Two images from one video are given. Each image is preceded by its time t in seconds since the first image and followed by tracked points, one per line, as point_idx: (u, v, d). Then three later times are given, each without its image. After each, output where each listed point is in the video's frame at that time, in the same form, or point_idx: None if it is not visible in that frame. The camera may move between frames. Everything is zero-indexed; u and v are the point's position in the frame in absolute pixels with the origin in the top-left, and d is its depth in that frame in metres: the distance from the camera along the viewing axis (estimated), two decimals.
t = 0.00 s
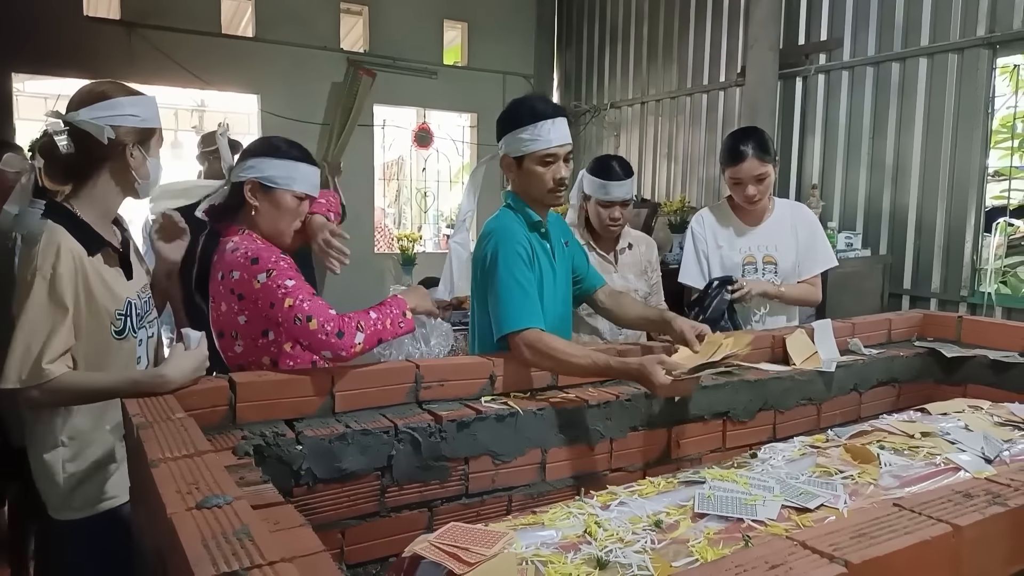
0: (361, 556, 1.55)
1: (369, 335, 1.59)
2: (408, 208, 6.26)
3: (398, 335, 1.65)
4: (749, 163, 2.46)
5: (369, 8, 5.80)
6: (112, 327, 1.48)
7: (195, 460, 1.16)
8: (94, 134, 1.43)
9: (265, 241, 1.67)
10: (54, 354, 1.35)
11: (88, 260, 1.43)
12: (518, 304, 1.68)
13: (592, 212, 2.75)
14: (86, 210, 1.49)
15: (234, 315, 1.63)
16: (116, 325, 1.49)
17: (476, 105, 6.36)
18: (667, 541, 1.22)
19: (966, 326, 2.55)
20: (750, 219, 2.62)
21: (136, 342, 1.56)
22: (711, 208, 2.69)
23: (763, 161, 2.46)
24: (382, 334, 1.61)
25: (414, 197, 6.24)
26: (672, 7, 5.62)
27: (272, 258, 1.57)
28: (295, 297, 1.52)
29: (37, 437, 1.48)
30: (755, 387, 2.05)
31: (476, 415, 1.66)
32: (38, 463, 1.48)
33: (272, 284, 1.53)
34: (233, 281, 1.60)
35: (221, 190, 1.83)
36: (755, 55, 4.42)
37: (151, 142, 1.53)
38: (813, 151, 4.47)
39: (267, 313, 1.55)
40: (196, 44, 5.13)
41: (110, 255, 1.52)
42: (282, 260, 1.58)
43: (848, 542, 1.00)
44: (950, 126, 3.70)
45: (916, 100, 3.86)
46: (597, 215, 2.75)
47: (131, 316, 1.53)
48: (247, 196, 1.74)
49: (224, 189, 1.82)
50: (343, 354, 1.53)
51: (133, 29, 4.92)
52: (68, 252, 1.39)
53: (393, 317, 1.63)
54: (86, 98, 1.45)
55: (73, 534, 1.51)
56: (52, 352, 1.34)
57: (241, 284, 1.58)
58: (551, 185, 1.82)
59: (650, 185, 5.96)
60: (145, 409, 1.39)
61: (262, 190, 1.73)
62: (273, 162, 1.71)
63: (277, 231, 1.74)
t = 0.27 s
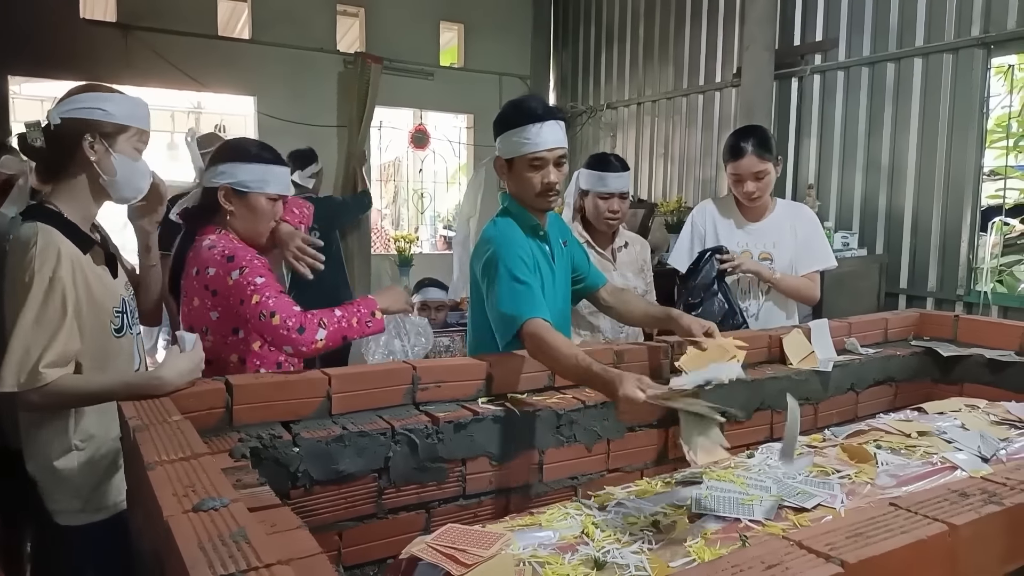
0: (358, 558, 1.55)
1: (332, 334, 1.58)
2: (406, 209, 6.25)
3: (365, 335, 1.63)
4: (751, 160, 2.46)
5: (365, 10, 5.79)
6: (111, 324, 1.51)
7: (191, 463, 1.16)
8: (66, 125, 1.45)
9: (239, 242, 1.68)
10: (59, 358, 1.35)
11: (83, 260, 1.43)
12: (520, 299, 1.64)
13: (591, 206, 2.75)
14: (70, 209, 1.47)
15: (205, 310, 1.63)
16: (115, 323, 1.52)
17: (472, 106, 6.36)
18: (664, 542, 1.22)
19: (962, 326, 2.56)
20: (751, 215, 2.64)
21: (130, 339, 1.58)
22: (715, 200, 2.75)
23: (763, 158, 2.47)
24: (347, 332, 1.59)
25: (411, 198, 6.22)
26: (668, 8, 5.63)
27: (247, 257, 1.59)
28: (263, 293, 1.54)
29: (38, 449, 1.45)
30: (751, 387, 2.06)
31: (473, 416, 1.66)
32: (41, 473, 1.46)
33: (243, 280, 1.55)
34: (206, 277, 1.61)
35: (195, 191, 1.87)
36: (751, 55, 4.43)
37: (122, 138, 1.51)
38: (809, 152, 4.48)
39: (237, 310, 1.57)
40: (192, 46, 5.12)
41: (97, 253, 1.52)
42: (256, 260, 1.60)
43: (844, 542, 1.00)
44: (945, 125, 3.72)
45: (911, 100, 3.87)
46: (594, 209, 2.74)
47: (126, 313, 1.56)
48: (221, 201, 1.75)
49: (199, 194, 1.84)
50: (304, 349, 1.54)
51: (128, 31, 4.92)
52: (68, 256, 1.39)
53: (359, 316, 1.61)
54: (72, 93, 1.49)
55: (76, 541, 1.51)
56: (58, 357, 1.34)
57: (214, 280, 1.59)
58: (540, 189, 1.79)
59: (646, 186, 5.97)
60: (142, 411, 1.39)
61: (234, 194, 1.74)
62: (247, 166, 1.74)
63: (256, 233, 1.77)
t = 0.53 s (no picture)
0: (356, 560, 1.55)
1: (305, 336, 1.60)
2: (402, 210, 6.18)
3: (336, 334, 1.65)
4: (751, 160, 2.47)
5: (362, 12, 5.79)
6: (95, 327, 1.48)
7: (189, 465, 1.15)
8: (55, 125, 1.46)
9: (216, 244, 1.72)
10: (43, 360, 1.33)
11: (64, 260, 1.41)
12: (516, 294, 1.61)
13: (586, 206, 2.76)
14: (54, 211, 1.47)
15: (176, 310, 1.67)
16: (99, 326, 1.50)
17: (469, 108, 6.37)
18: (662, 543, 1.22)
19: (958, 326, 2.57)
20: (752, 215, 2.65)
21: (118, 342, 1.57)
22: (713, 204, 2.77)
23: (754, 160, 2.47)
24: (319, 332, 1.62)
25: (409, 201, 6.15)
26: (665, 9, 5.64)
27: (220, 259, 1.62)
28: (235, 297, 1.56)
29: (31, 457, 1.47)
30: (749, 388, 2.06)
31: (472, 418, 1.66)
32: (35, 483, 1.47)
33: (216, 284, 1.59)
34: (178, 276, 1.64)
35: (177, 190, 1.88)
36: (747, 57, 4.43)
37: (105, 140, 1.48)
38: (806, 152, 4.49)
39: (208, 312, 1.61)
40: (189, 48, 5.12)
41: (82, 255, 1.51)
42: (230, 262, 1.63)
43: (841, 542, 1.00)
44: (942, 125, 3.72)
45: (908, 101, 3.88)
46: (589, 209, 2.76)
47: (111, 316, 1.54)
48: (215, 204, 1.80)
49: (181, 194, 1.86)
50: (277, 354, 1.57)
51: (125, 34, 4.91)
52: (45, 254, 1.37)
53: (330, 317, 1.63)
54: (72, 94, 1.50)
55: (72, 551, 1.50)
56: (42, 359, 1.33)
57: (185, 281, 1.63)
58: (544, 193, 1.76)
59: (644, 187, 5.98)
60: (139, 414, 1.38)
61: (227, 199, 1.80)
62: (240, 173, 1.80)
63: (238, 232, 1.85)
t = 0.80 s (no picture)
0: (357, 559, 1.55)
1: (278, 345, 1.58)
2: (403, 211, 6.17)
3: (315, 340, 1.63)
4: (753, 159, 2.47)
5: (362, 11, 5.79)
6: (96, 327, 1.48)
7: (190, 464, 1.15)
8: (60, 126, 1.46)
9: (203, 245, 1.67)
10: (42, 357, 1.33)
11: (66, 259, 1.41)
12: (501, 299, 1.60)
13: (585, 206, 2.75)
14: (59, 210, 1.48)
15: (161, 313, 1.64)
16: (100, 325, 1.49)
17: (470, 106, 6.36)
18: (663, 542, 1.22)
19: (959, 325, 2.56)
20: (755, 213, 2.64)
21: (117, 343, 1.56)
22: (715, 202, 2.78)
23: (752, 159, 2.47)
24: (295, 341, 1.60)
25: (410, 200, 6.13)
26: (666, 7, 5.64)
27: (202, 264, 1.59)
28: (212, 306, 1.54)
29: (33, 464, 1.47)
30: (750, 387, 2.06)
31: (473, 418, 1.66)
32: (36, 490, 1.48)
33: (195, 291, 1.55)
34: (162, 280, 1.62)
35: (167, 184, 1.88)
36: (748, 55, 4.43)
37: (110, 141, 1.47)
38: (807, 151, 4.48)
39: (188, 319, 1.58)
40: (189, 48, 5.12)
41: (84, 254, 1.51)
42: (212, 268, 1.60)
43: (842, 541, 1.00)
44: (944, 123, 3.72)
45: (910, 99, 3.88)
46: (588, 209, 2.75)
47: (112, 316, 1.53)
48: (199, 199, 1.74)
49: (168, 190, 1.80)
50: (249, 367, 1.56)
51: (125, 34, 4.90)
52: (45, 249, 1.37)
53: (309, 323, 1.60)
54: (80, 94, 1.49)
55: (71, 554, 1.50)
56: (42, 358, 1.32)
57: (168, 285, 1.60)
58: (553, 196, 1.74)
59: (644, 185, 5.98)
60: (141, 413, 1.38)
61: (212, 194, 1.75)
62: (223, 167, 1.74)
63: (229, 232, 1.79)
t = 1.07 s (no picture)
0: (359, 559, 1.55)
1: (271, 335, 1.59)
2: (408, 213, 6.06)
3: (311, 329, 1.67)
4: (760, 159, 2.45)
5: (366, 10, 5.79)
6: (105, 325, 1.48)
7: (195, 463, 1.15)
8: (69, 124, 1.45)
9: (218, 241, 1.68)
10: (49, 358, 1.33)
11: (74, 257, 1.40)
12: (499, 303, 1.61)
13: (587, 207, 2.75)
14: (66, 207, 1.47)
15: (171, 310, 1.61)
16: (109, 323, 1.49)
17: (474, 106, 6.36)
18: (667, 543, 1.22)
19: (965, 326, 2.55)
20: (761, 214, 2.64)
21: (126, 341, 1.56)
22: (721, 203, 2.78)
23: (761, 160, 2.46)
24: (289, 330, 1.62)
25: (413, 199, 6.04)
26: (670, 7, 5.63)
27: (207, 256, 1.58)
28: (211, 296, 1.54)
29: (42, 470, 1.47)
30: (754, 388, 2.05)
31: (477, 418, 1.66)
32: (45, 495, 1.48)
33: (197, 283, 1.55)
34: (171, 275, 1.61)
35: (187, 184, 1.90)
36: (753, 55, 4.42)
37: (120, 141, 1.48)
38: (812, 151, 4.47)
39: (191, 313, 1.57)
40: (194, 47, 5.12)
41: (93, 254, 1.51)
42: (217, 260, 1.59)
43: (849, 544, 0.99)
44: (950, 123, 3.70)
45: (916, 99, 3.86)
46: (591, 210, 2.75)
47: (120, 314, 1.53)
48: (210, 196, 1.74)
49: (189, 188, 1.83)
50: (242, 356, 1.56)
51: (130, 33, 4.91)
52: (53, 248, 1.36)
53: (304, 311, 1.66)
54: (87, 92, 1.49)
55: (77, 556, 1.50)
56: (48, 358, 1.32)
57: (176, 280, 1.59)
58: (559, 197, 1.73)
59: (648, 185, 5.97)
60: (146, 411, 1.38)
61: (221, 190, 1.72)
62: (236, 162, 1.71)
63: (239, 232, 1.75)
